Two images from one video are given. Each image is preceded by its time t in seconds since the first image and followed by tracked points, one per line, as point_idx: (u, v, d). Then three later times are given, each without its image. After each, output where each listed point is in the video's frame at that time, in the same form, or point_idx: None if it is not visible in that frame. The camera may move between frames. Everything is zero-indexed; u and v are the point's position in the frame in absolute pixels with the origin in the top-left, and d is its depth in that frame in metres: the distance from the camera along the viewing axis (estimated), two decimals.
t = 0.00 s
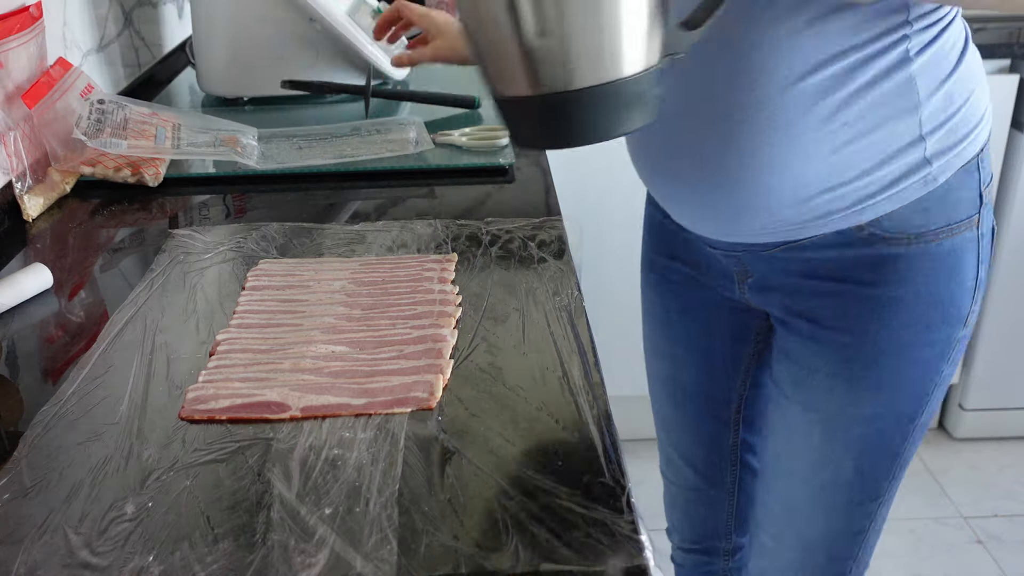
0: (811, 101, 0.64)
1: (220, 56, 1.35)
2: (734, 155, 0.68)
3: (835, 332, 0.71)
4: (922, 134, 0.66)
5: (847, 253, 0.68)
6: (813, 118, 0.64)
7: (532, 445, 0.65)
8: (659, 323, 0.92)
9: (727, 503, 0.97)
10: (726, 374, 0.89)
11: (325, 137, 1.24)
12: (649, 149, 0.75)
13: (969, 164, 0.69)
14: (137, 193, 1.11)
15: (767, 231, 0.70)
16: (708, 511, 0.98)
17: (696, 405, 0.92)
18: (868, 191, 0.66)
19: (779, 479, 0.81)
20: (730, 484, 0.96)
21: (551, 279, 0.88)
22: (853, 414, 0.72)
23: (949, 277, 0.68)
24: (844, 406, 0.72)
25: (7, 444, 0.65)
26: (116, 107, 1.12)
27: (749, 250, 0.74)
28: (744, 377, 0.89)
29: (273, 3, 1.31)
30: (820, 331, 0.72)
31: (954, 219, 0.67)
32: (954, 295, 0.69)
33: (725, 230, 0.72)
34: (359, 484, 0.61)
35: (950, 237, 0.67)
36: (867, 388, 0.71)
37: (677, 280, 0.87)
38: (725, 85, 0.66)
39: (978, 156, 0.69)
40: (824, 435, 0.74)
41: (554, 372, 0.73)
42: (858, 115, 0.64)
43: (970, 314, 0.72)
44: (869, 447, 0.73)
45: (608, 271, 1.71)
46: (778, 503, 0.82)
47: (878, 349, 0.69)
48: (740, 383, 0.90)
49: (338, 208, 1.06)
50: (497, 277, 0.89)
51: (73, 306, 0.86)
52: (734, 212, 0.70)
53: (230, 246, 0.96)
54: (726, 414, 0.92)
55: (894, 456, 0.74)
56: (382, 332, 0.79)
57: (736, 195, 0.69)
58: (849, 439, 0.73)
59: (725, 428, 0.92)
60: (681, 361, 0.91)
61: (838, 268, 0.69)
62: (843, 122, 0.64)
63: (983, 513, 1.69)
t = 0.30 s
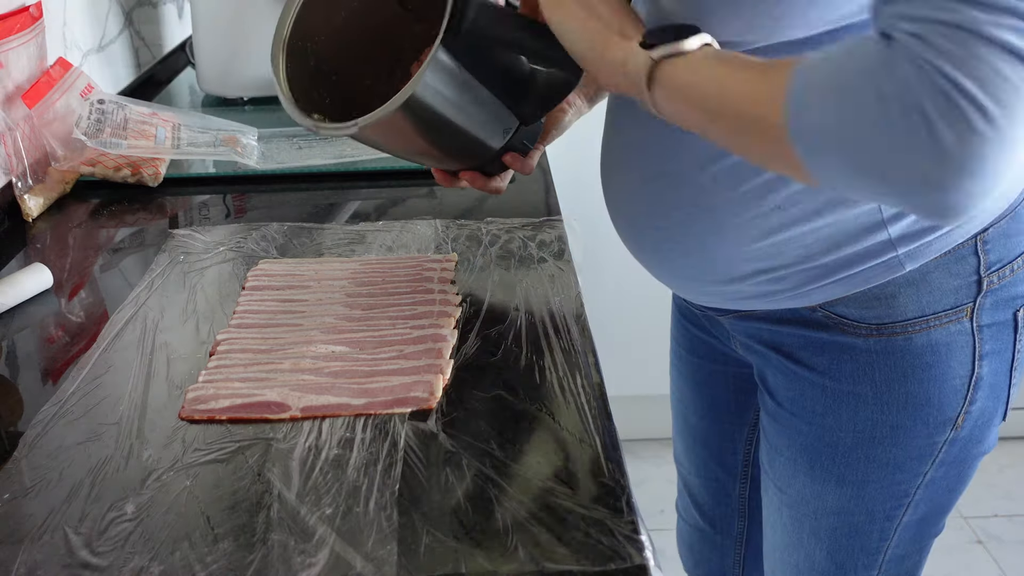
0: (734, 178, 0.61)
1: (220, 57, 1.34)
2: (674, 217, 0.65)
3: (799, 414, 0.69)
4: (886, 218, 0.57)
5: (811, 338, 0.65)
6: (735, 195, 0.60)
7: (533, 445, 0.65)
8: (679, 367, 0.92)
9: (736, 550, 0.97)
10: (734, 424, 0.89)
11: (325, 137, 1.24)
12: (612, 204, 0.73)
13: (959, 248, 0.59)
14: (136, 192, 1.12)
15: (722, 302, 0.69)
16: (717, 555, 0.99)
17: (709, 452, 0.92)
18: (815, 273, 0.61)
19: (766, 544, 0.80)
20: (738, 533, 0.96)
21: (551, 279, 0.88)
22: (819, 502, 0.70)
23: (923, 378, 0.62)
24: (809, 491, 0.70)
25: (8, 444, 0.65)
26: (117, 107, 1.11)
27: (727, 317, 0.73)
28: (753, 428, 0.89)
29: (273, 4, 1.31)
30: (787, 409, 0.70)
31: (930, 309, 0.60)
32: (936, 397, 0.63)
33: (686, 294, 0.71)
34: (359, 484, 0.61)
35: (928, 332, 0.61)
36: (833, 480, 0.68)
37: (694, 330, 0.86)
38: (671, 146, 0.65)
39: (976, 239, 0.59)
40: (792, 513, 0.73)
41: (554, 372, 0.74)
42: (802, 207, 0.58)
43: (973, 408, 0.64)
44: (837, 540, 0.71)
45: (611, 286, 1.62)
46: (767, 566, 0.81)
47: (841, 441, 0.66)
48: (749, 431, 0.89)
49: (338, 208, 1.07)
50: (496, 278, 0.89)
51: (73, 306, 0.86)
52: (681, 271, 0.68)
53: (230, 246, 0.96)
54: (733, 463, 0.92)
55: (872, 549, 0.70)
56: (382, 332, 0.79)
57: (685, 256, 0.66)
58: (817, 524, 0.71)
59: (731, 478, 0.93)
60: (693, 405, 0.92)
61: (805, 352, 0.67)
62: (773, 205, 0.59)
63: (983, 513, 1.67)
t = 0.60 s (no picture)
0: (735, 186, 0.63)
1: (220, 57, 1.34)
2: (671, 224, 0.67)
3: (800, 413, 0.69)
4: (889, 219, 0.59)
5: (814, 338, 0.66)
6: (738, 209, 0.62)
7: (533, 444, 0.65)
8: (676, 368, 0.92)
9: (735, 548, 0.97)
10: (731, 424, 0.89)
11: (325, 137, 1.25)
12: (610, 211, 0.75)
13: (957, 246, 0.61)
14: (137, 193, 1.12)
15: (722, 303, 0.70)
16: (718, 554, 0.99)
17: (708, 452, 0.93)
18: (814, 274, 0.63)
19: (767, 545, 0.80)
20: (737, 532, 0.96)
21: (551, 279, 0.88)
22: (821, 502, 0.70)
23: (925, 376, 0.63)
24: (810, 490, 0.70)
25: (7, 444, 0.65)
26: (116, 107, 1.13)
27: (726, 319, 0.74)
28: (751, 428, 0.89)
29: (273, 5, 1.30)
30: (787, 409, 0.71)
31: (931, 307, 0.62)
32: (938, 395, 0.64)
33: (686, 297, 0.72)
34: (359, 484, 0.61)
35: (930, 330, 0.62)
36: (834, 479, 0.68)
37: (691, 331, 0.87)
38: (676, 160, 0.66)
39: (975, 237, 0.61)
40: (793, 513, 0.73)
41: (554, 372, 0.73)
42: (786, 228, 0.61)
43: (974, 405, 0.65)
44: (840, 540, 0.71)
45: (611, 283, 1.62)
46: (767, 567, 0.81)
47: (842, 440, 0.67)
48: (748, 431, 0.89)
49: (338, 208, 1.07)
50: (496, 277, 0.89)
51: (73, 306, 0.86)
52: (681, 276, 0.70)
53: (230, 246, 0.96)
54: (731, 462, 0.92)
55: (873, 548, 0.71)
56: (382, 332, 0.79)
57: (683, 262, 0.68)
58: (818, 523, 0.71)
59: (730, 477, 0.93)
60: (691, 406, 0.92)
61: (806, 352, 0.67)
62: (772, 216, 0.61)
63: (983, 513, 1.66)
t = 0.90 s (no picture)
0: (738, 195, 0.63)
1: (220, 57, 1.33)
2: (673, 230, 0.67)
3: (798, 417, 0.69)
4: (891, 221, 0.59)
5: (812, 341, 0.66)
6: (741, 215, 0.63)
7: (534, 444, 0.65)
8: (671, 370, 0.92)
9: (732, 549, 0.97)
10: (727, 426, 0.89)
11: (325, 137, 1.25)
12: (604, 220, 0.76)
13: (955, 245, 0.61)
14: (137, 193, 1.11)
15: (720, 308, 0.70)
16: (714, 555, 0.99)
17: (705, 454, 0.93)
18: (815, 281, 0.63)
19: (765, 547, 0.79)
20: (733, 532, 0.96)
21: (551, 279, 0.88)
22: (819, 504, 0.70)
23: (924, 377, 0.63)
24: (809, 493, 0.70)
25: (7, 444, 0.65)
26: (116, 107, 1.13)
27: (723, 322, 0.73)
28: (746, 430, 0.89)
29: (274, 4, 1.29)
30: (785, 412, 0.71)
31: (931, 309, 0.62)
32: (937, 397, 0.64)
33: (687, 304, 0.73)
34: (359, 484, 0.61)
35: (928, 332, 0.62)
36: (833, 482, 0.68)
37: (686, 334, 0.87)
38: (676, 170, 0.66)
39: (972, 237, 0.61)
40: (790, 515, 0.73)
41: (554, 373, 0.73)
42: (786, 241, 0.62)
43: (972, 407, 0.66)
44: (838, 542, 0.71)
45: (610, 283, 1.62)
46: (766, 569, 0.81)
47: (841, 443, 0.67)
48: (743, 433, 0.89)
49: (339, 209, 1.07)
50: (496, 277, 0.89)
51: (73, 306, 0.86)
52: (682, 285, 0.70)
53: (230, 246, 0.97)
54: (727, 464, 0.92)
55: (872, 549, 0.71)
56: (382, 332, 0.79)
57: (685, 270, 0.68)
58: (816, 526, 0.71)
59: (727, 479, 0.93)
60: (687, 407, 0.92)
61: (804, 356, 0.67)
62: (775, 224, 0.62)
63: (983, 513, 1.65)
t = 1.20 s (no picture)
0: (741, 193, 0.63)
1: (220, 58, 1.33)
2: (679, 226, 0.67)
3: (799, 417, 0.69)
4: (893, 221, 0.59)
5: (813, 341, 0.66)
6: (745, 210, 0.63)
7: (533, 445, 0.65)
8: (670, 370, 0.92)
9: (731, 549, 0.97)
10: (727, 426, 0.89)
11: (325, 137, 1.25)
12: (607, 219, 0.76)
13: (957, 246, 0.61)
14: (137, 193, 1.12)
15: (722, 307, 0.70)
16: (713, 555, 0.99)
17: (704, 454, 0.93)
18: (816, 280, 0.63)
19: (766, 547, 0.79)
20: (733, 533, 0.96)
21: (551, 279, 0.88)
22: (820, 504, 0.70)
23: (924, 378, 0.63)
24: (809, 493, 0.70)
25: (7, 444, 0.65)
26: (116, 107, 1.13)
27: (725, 321, 0.73)
28: (746, 431, 0.89)
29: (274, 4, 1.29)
30: (785, 412, 0.71)
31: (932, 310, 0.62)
32: (937, 398, 0.64)
33: (689, 302, 0.72)
34: (359, 484, 0.61)
35: (930, 333, 0.62)
36: (833, 482, 0.68)
37: (686, 334, 0.87)
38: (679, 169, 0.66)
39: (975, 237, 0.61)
40: (791, 516, 0.73)
41: (553, 372, 0.74)
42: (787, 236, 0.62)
43: (972, 407, 0.66)
44: (838, 543, 0.71)
45: (610, 283, 1.62)
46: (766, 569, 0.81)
47: (841, 443, 0.67)
48: (743, 433, 0.89)
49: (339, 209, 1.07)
50: (496, 277, 0.89)
51: (73, 306, 0.86)
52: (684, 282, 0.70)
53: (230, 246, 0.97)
54: (727, 464, 0.92)
55: (873, 549, 0.71)
56: (382, 332, 0.79)
57: (687, 267, 0.68)
58: (816, 526, 0.71)
59: (727, 479, 0.93)
60: (686, 407, 0.92)
61: (804, 356, 0.67)
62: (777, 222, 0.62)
63: (983, 513, 1.64)
